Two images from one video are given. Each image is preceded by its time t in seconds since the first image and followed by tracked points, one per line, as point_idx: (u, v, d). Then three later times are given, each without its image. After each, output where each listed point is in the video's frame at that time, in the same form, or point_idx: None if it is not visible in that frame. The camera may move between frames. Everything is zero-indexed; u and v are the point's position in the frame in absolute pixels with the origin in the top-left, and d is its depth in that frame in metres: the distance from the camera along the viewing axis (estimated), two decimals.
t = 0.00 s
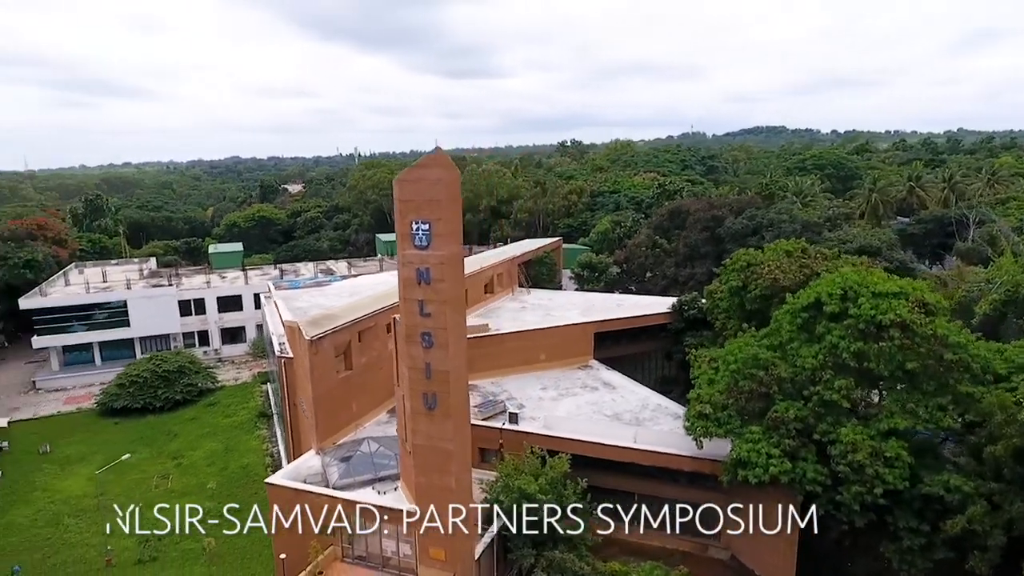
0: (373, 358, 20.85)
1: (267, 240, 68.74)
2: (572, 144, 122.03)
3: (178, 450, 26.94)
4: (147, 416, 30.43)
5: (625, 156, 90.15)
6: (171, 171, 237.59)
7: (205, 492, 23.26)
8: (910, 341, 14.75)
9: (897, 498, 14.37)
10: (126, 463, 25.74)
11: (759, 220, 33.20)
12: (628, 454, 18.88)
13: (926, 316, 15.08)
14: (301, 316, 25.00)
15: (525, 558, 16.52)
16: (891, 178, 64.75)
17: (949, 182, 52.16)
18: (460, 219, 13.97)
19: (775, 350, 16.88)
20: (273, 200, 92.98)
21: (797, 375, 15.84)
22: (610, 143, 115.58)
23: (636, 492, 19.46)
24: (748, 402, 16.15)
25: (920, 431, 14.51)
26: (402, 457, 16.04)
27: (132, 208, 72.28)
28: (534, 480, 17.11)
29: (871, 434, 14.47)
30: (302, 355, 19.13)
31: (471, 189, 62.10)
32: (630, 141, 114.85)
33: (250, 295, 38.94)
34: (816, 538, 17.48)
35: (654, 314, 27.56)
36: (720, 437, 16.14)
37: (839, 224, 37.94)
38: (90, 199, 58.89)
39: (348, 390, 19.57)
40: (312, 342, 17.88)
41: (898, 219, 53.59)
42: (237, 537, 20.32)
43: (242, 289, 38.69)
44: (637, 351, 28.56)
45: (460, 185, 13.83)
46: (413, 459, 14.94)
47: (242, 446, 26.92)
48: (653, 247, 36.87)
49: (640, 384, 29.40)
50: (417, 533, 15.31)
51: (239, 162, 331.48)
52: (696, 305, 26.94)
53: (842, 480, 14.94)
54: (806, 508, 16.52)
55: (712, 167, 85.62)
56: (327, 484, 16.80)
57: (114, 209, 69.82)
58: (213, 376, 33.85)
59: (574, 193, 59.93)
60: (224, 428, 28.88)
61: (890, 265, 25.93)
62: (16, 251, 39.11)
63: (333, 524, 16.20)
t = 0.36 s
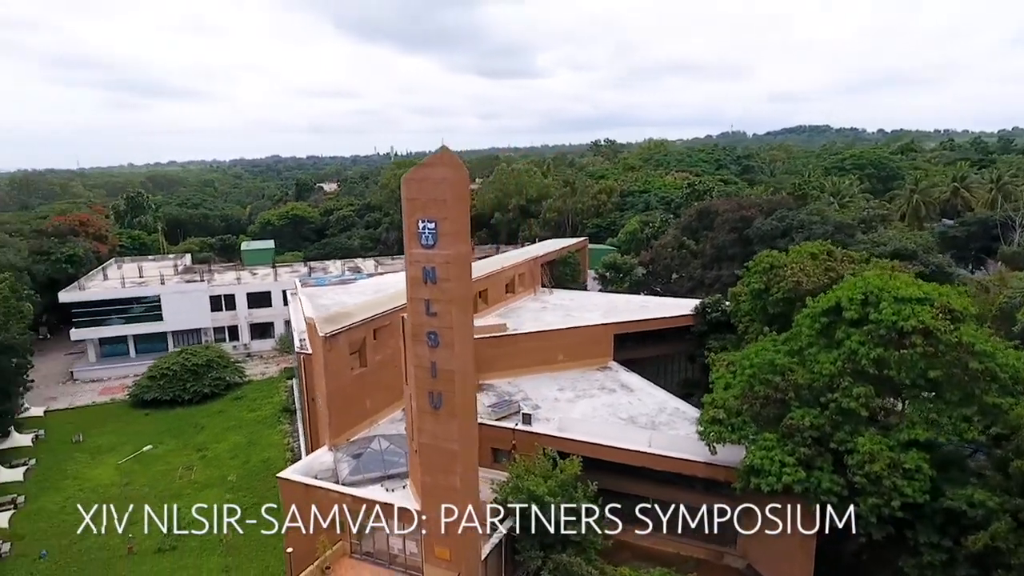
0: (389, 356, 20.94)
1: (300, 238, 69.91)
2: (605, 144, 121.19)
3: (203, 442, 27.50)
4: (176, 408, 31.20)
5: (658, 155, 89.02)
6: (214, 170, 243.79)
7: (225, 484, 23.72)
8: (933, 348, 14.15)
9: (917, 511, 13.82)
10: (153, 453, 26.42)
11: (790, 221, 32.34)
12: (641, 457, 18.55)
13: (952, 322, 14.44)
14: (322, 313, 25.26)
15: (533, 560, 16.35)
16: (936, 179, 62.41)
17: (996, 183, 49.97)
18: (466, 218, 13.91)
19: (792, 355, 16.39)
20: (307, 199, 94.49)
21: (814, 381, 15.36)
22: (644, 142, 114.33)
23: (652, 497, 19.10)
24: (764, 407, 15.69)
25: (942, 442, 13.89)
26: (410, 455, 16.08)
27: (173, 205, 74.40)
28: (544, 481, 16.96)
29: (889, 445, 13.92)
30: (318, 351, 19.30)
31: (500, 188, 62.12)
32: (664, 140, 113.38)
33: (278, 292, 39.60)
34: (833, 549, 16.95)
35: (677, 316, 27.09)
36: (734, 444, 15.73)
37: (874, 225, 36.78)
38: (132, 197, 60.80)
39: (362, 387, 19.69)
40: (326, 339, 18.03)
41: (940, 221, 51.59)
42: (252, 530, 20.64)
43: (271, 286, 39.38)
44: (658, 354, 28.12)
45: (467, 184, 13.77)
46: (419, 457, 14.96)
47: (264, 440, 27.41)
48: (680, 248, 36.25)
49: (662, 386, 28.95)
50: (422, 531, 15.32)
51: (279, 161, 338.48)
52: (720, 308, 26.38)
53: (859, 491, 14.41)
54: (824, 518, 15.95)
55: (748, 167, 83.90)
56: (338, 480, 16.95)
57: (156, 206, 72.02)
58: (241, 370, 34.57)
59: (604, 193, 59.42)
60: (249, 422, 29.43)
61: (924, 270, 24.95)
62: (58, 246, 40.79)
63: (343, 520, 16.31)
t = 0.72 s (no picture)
0: (405, 354, 21.04)
1: (333, 236, 70.95)
2: (640, 144, 120.00)
3: (228, 435, 28.08)
4: (205, 402, 31.96)
5: (693, 156, 87.80)
6: (255, 169, 249.49)
7: (246, 477, 24.16)
8: (958, 357, 13.54)
9: (937, 527, 13.26)
10: (180, 445, 27.09)
11: (822, 223, 31.42)
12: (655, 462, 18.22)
13: (978, 330, 13.81)
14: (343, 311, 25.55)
15: (540, 562, 16.26)
16: (984, 180, 59.94)
17: None
18: (473, 217, 13.86)
19: (811, 361, 15.90)
20: (342, 198, 95.89)
21: (832, 388, 14.87)
22: (679, 142, 112.86)
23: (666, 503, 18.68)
24: (779, 415, 15.25)
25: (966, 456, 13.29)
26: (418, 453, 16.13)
27: (212, 203, 76.32)
28: (553, 483, 16.83)
29: (909, 456, 13.38)
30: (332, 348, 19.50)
31: (530, 189, 62.03)
32: (700, 140, 111.62)
33: (307, 289, 40.22)
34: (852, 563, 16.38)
35: (700, 319, 26.59)
36: (747, 451, 15.33)
37: (912, 228, 35.54)
38: (171, 195, 62.55)
39: (376, 385, 19.81)
40: (340, 336, 18.20)
41: (987, 224, 49.51)
42: (269, 523, 20.94)
43: (300, 283, 40.02)
44: (681, 357, 27.65)
45: (474, 184, 13.71)
46: (426, 456, 15.00)
47: (287, 435, 27.86)
48: (708, 250, 35.58)
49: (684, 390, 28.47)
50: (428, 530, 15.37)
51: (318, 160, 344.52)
52: (744, 311, 25.81)
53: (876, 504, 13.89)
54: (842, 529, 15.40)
55: (786, 167, 81.99)
56: (349, 476, 17.09)
57: (196, 204, 73.96)
58: (268, 366, 35.23)
59: (635, 193, 58.77)
60: (274, 416, 29.96)
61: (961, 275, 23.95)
62: (99, 242, 42.26)
63: (353, 516, 16.45)
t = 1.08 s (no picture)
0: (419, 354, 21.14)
1: (362, 235, 71.73)
2: (671, 144, 118.77)
3: (250, 430, 28.57)
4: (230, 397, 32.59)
5: (724, 156, 86.53)
6: (290, 169, 253.84)
7: (265, 472, 24.53)
8: (981, 365, 13.01)
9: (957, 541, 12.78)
10: (203, 438, 27.65)
11: (851, 225, 30.65)
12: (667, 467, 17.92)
13: (1004, 337, 13.25)
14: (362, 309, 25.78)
15: (548, 564, 16.23)
16: None
17: None
18: (481, 217, 13.82)
19: (829, 368, 15.48)
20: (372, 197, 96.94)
21: (849, 395, 14.46)
22: (711, 142, 111.35)
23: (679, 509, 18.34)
24: (793, 421, 14.88)
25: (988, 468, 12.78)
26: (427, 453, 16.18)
27: (244, 201, 77.79)
28: (563, 484, 16.73)
29: (927, 467, 12.93)
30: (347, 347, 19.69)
31: (557, 189, 61.85)
32: (732, 140, 109.94)
33: (332, 288, 40.71)
34: None
35: (721, 323, 26.16)
36: (760, 457, 15.00)
37: (948, 231, 34.43)
38: (205, 193, 64.01)
39: (390, 384, 19.94)
40: (354, 336, 18.36)
41: None
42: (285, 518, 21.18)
43: (325, 282, 40.53)
44: (702, 361, 27.24)
45: (482, 183, 13.67)
46: (433, 456, 15.04)
47: (307, 431, 28.24)
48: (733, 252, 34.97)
49: (705, 395, 28.08)
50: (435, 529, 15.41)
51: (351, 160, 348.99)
52: (767, 315, 25.33)
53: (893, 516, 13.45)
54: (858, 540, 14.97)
55: (820, 168, 80.23)
56: (360, 474, 17.19)
57: (229, 203, 75.51)
58: (292, 363, 35.78)
59: (662, 194, 58.13)
60: (295, 412, 30.41)
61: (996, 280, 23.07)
62: (134, 240, 43.45)
63: (362, 514, 16.55)
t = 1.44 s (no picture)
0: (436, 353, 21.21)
1: (395, 235, 72.54)
2: (708, 145, 117.30)
3: (276, 425, 29.12)
4: (259, 391, 33.30)
5: (762, 157, 84.75)
6: (330, 168, 258.48)
7: (287, 467, 24.94)
8: (1008, 377, 12.40)
9: (978, 560, 12.27)
10: (230, 432, 28.30)
11: (886, 229, 29.67)
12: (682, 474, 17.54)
13: None
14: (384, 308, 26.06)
15: (557, 567, 16.19)
16: None
17: None
18: (490, 217, 13.81)
19: (848, 376, 14.99)
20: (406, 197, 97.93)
21: (868, 405, 13.99)
22: (749, 143, 109.35)
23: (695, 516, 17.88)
24: (809, 430, 14.47)
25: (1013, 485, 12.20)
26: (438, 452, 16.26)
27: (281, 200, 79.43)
28: (574, 487, 16.64)
29: (947, 482, 12.43)
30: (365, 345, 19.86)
31: (588, 190, 61.48)
32: (771, 141, 107.67)
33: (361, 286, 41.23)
34: None
35: (747, 327, 25.60)
36: (775, 466, 14.63)
37: (992, 236, 33.02)
38: (243, 192, 65.63)
39: (406, 383, 20.08)
40: (369, 335, 18.53)
41: None
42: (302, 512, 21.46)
43: (354, 280, 41.07)
44: (726, 366, 26.72)
45: (492, 183, 13.66)
46: (442, 456, 15.08)
47: (331, 427, 28.67)
48: (764, 255, 34.22)
49: (729, 401, 27.50)
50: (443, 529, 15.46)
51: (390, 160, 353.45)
52: (794, 320, 24.72)
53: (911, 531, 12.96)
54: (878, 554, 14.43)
55: (863, 169, 77.95)
56: (372, 471, 17.32)
57: (267, 202, 77.20)
58: (320, 359, 36.37)
59: (695, 195, 57.27)
60: (320, 408, 30.88)
61: None
62: (172, 237, 44.77)
63: (372, 511, 16.66)
